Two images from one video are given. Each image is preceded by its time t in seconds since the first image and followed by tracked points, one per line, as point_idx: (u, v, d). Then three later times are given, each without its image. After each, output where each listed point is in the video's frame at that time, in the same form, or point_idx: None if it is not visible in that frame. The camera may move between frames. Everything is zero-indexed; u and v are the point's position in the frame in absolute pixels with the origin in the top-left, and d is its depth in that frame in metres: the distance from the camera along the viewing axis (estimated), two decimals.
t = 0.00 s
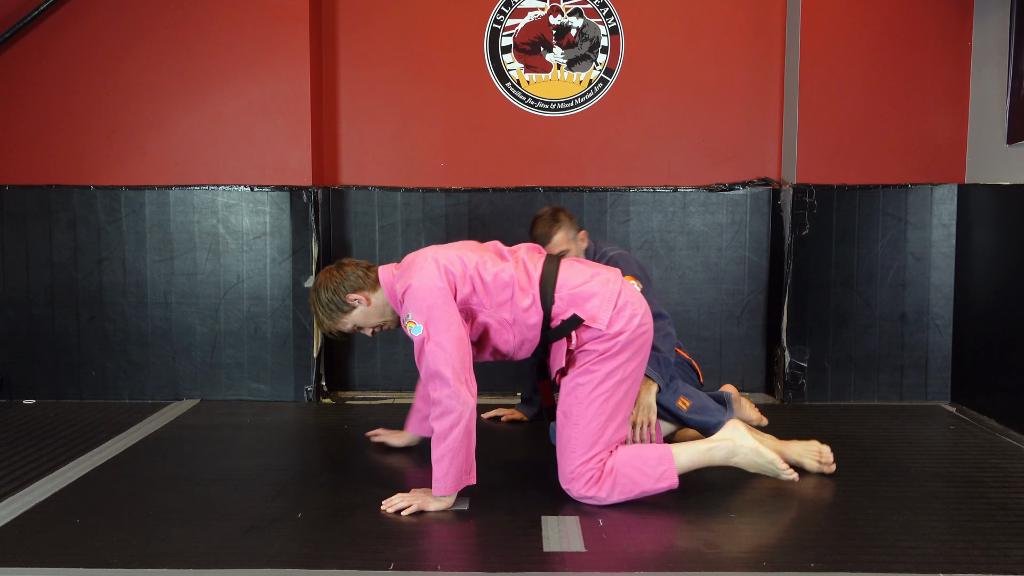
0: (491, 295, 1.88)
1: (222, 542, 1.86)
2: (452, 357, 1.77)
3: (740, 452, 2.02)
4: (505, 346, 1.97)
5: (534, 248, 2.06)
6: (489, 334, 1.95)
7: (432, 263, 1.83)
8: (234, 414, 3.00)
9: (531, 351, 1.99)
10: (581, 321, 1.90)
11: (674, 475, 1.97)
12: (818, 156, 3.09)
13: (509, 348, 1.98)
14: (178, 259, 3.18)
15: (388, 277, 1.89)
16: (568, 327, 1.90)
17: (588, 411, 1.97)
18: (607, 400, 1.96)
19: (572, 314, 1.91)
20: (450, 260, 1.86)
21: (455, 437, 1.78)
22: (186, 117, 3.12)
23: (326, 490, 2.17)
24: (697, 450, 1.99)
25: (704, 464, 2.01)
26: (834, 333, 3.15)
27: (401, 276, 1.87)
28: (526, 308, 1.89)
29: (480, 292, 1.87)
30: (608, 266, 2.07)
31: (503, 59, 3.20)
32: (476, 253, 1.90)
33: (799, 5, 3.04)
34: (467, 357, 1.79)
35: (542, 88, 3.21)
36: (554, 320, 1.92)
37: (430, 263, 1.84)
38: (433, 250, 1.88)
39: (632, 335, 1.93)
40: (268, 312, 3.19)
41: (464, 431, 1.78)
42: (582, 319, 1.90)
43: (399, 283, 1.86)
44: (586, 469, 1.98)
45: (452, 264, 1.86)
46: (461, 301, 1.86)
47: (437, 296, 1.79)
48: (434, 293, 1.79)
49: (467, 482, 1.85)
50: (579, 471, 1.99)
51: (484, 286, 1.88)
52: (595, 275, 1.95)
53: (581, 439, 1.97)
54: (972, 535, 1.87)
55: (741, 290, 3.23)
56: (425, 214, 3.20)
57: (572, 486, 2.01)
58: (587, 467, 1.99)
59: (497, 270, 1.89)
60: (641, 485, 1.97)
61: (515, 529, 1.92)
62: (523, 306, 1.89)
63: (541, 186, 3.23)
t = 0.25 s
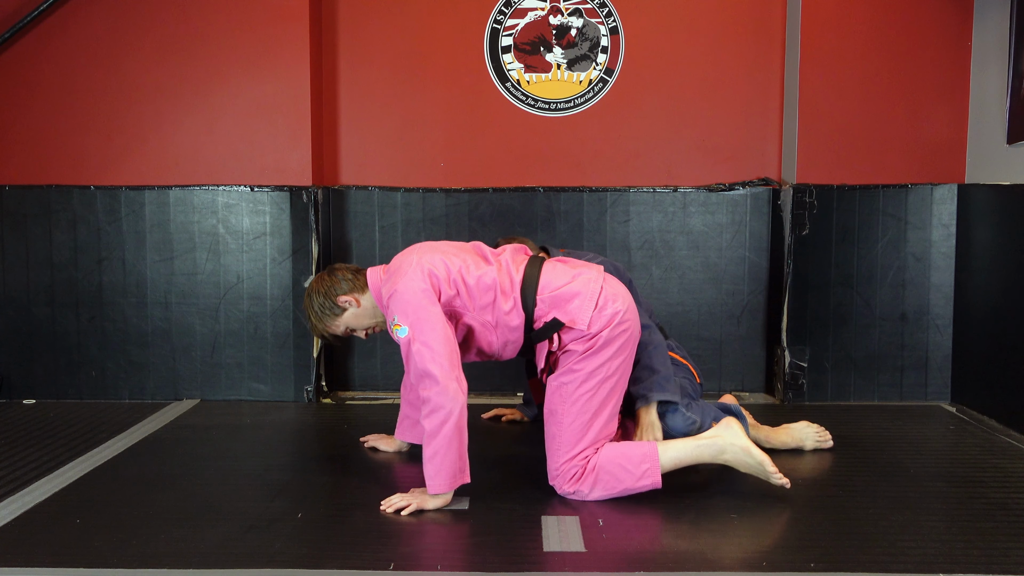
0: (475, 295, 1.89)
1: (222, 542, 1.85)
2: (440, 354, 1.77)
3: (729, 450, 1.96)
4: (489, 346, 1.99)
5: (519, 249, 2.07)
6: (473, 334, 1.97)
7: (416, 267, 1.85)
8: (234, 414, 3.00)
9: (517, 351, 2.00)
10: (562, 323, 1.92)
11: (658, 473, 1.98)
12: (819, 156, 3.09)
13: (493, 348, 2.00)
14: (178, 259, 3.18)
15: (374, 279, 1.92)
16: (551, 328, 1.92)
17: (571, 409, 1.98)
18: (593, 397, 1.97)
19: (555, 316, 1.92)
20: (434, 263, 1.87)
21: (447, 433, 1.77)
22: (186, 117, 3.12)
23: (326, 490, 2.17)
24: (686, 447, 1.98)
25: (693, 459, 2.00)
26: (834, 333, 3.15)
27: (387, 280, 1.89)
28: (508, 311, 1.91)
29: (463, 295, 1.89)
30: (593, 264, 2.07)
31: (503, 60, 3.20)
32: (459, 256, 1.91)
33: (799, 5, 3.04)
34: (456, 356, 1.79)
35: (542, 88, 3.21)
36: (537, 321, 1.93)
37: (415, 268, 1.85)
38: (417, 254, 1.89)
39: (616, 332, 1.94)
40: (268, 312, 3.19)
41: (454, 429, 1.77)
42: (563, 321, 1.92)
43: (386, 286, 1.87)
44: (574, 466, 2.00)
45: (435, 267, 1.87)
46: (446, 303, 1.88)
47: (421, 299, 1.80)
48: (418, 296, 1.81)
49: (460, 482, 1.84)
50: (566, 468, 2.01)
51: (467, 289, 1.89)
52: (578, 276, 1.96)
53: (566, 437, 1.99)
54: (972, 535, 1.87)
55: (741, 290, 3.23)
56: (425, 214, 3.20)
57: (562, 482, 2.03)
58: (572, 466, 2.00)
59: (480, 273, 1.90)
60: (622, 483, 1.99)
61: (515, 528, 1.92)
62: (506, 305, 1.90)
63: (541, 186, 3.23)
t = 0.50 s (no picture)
0: (474, 299, 1.89)
1: (222, 542, 1.85)
2: (428, 359, 1.78)
3: (735, 453, 1.95)
4: (488, 352, 1.98)
5: (519, 252, 2.07)
6: (470, 340, 1.97)
7: (413, 270, 1.84)
8: (234, 414, 3.00)
9: (516, 354, 2.00)
10: (563, 330, 1.92)
11: (658, 482, 1.98)
12: (819, 156, 3.09)
13: (491, 353, 1.99)
14: (178, 259, 3.18)
15: (375, 281, 1.91)
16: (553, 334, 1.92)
17: (572, 415, 1.97)
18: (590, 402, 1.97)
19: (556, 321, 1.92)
20: (433, 267, 1.87)
21: (418, 438, 1.79)
22: (186, 117, 3.12)
23: (326, 490, 2.17)
24: (691, 450, 1.98)
25: (697, 462, 1.99)
26: (834, 333, 3.15)
27: (386, 282, 1.88)
28: (507, 316, 1.90)
29: (462, 300, 1.88)
30: (595, 265, 2.06)
31: (503, 59, 3.20)
32: (458, 260, 1.91)
33: (799, 5, 3.04)
34: (443, 361, 1.80)
35: (542, 88, 3.21)
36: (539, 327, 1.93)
37: (414, 272, 1.84)
38: (416, 257, 1.88)
39: (615, 337, 1.93)
40: (268, 312, 3.19)
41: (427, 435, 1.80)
42: (564, 327, 1.91)
43: (384, 289, 1.87)
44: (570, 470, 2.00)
45: (435, 270, 1.86)
46: (444, 307, 1.87)
47: (419, 304, 1.80)
48: (416, 300, 1.81)
49: (423, 488, 1.84)
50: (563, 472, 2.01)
51: (465, 294, 1.89)
52: (578, 280, 1.95)
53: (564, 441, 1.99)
54: (973, 535, 1.87)
55: (741, 290, 3.23)
56: (425, 214, 3.20)
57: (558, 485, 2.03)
58: (574, 475, 2.00)
59: (479, 277, 1.90)
60: (626, 491, 2.00)
61: (516, 529, 1.92)
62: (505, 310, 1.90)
63: (541, 186, 3.23)
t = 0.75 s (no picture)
0: (474, 298, 1.89)
1: (222, 542, 1.86)
2: (429, 359, 1.78)
3: (735, 456, 1.95)
4: (489, 351, 1.98)
5: (521, 252, 2.07)
6: (471, 339, 1.97)
7: (415, 268, 1.84)
8: (234, 414, 3.01)
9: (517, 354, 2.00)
10: (565, 328, 1.91)
11: (659, 484, 1.97)
12: (819, 156, 3.08)
13: (492, 353, 1.99)
14: (178, 259, 3.18)
15: (374, 281, 1.91)
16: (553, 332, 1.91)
17: (573, 416, 1.97)
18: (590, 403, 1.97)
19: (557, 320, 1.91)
20: (433, 264, 1.87)
21: (420, 440, 1.80)
22: (186, 117, 3.12)
23: (326, 490, 2.17)
24: (690, 453, 1.97)
25: (697, 465, 1.99)
26: (834, 333, 3.15)
27: (386, 281, 1.88)
28: (509, 314, 1.90)
29: (463, 298, 1.88)
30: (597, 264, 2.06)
31: (503, 59, 3.20)
32: (459, 258, 1.91)
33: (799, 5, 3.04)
34: (444, 361, 1.80)
35: (542, 88, 3.21)
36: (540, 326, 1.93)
37: (414, 269, 1.84)
38: (417, 255, 1.88)
39: (616, 337, 1.92)
40: (268, 312, 3.20)
41: (429, 436, 1.80)
42: (566, 325, 1.91)
43: (384, 287, 1.87)
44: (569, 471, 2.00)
45: (435, 268, 1.86)
46: (444, 306, 1.87)
47: (419, 302, 1.79)
48: (417, 298, 1.80)
49: (428, 488, 1.85)
50: (562, 473, 2.01)
51: (466, 291, 1.88)
52: (580, 280, 1.95)
53: (563, 442, 1.99)
54: (972, 535, 1.87)
55: (741, 290, 3.23)
56: (425, 214, 3.20)
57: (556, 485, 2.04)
58: (574, 476, 2.00)
59: (480, 275, 1.89)
60: (626, 492, 1.99)
61: (516, 529, 1.92)
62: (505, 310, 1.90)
63: (541, 186, 3.23)
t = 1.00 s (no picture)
0: (468, 298, 1.89)
1: (222, 542, 1.85)
2: (423, 359, 1.78)
3: (728, 453, 1.94)
4: (482, 351, 1.98)
5: (515, 252, 2.07)
6: (464, 337, 1.96)
7: (409, 267, 1.84)
8: (234, 414, 3.00)
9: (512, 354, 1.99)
10: (557, 327, 1.91)
11: (654, 482, 1.96)
12: (819, 156, 3.09)
13: (486, 353, 1.98)
14: (178, 259, 3.18)
15: (368, 282, 1.91)
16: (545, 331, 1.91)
17: (566, 416, 1.97)
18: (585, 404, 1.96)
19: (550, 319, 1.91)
20: (428, 262, 1.87)
21: (416, 440, 1.80)
22: (186, 117, 3.12)
23: (326, 490, 2.17)
24: (684, 451, 1.97)
25: (691, 462, 1.98)
26: (834, 333, 3.15)
27: (380, 280, 1.88)
28: (502, 313, 1.90)
29: (456, 295, 1.88)
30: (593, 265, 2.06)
31: (503, 59, 3.20)
32: (454, 257, 1.91)
33: (799, 5, 3.04)
34: (439, 361, 1.80)
35: (542, 88, 3.21)
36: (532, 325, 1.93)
37: (408, 267, 1.84)
38: (412, 253, 1.88)
39: (610, 338, 1.92)
40: (268, 312, 3.20)
41: (425, 437, 1.80)
42: (557, 325, 1.91)
43: (377, 286, 1.87)
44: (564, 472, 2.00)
45: (430, 266, 1.86)
46: (438, 305, 1.87)
47: (412, 299, 1.79)
48: (410, 296, 1.80)
49: (425, 488, 1.85)
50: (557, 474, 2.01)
51: (460, 289, 1.88)
52: (574, 280, 1.95)
53: (558, 442, 1.99)
54: (972, 535, 1.87)
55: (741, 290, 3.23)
56: (425, 214, 3.20)
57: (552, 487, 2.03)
58: (568, 476, 1.99)
59: (474, 273, 1.90)
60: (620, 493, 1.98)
61: (516, 529, 1.92)
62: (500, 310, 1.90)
63: (541, 186, 3.23)
